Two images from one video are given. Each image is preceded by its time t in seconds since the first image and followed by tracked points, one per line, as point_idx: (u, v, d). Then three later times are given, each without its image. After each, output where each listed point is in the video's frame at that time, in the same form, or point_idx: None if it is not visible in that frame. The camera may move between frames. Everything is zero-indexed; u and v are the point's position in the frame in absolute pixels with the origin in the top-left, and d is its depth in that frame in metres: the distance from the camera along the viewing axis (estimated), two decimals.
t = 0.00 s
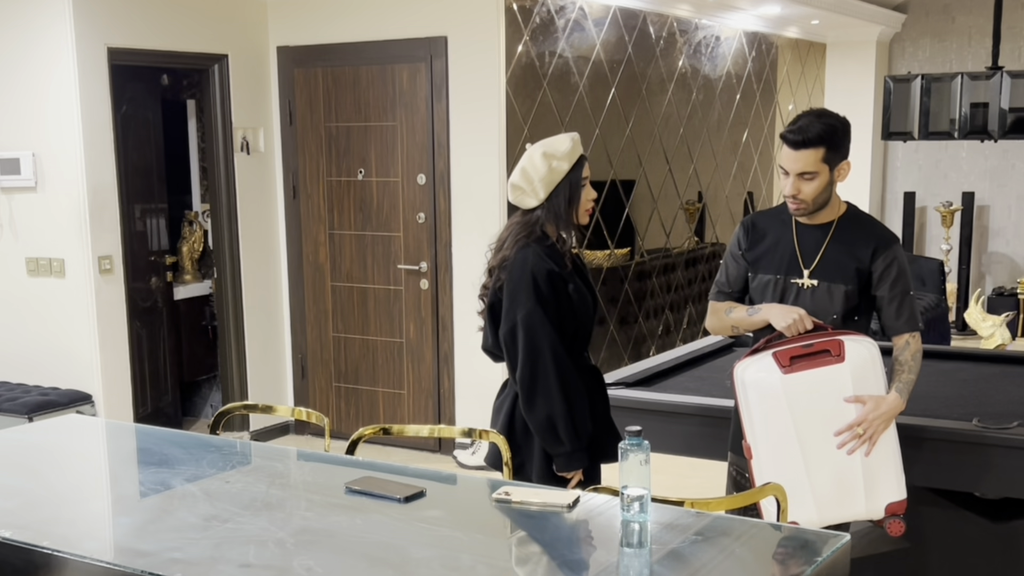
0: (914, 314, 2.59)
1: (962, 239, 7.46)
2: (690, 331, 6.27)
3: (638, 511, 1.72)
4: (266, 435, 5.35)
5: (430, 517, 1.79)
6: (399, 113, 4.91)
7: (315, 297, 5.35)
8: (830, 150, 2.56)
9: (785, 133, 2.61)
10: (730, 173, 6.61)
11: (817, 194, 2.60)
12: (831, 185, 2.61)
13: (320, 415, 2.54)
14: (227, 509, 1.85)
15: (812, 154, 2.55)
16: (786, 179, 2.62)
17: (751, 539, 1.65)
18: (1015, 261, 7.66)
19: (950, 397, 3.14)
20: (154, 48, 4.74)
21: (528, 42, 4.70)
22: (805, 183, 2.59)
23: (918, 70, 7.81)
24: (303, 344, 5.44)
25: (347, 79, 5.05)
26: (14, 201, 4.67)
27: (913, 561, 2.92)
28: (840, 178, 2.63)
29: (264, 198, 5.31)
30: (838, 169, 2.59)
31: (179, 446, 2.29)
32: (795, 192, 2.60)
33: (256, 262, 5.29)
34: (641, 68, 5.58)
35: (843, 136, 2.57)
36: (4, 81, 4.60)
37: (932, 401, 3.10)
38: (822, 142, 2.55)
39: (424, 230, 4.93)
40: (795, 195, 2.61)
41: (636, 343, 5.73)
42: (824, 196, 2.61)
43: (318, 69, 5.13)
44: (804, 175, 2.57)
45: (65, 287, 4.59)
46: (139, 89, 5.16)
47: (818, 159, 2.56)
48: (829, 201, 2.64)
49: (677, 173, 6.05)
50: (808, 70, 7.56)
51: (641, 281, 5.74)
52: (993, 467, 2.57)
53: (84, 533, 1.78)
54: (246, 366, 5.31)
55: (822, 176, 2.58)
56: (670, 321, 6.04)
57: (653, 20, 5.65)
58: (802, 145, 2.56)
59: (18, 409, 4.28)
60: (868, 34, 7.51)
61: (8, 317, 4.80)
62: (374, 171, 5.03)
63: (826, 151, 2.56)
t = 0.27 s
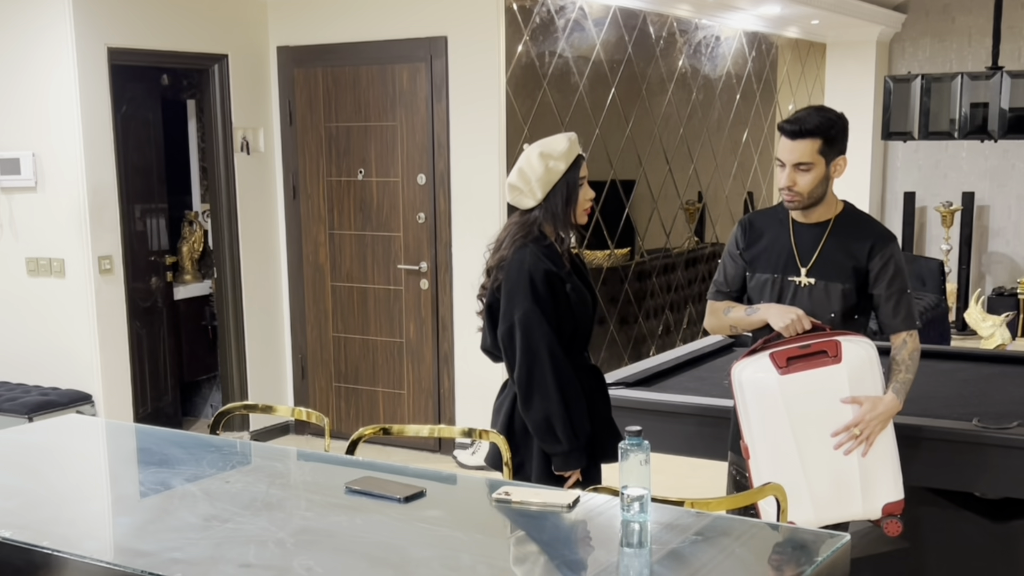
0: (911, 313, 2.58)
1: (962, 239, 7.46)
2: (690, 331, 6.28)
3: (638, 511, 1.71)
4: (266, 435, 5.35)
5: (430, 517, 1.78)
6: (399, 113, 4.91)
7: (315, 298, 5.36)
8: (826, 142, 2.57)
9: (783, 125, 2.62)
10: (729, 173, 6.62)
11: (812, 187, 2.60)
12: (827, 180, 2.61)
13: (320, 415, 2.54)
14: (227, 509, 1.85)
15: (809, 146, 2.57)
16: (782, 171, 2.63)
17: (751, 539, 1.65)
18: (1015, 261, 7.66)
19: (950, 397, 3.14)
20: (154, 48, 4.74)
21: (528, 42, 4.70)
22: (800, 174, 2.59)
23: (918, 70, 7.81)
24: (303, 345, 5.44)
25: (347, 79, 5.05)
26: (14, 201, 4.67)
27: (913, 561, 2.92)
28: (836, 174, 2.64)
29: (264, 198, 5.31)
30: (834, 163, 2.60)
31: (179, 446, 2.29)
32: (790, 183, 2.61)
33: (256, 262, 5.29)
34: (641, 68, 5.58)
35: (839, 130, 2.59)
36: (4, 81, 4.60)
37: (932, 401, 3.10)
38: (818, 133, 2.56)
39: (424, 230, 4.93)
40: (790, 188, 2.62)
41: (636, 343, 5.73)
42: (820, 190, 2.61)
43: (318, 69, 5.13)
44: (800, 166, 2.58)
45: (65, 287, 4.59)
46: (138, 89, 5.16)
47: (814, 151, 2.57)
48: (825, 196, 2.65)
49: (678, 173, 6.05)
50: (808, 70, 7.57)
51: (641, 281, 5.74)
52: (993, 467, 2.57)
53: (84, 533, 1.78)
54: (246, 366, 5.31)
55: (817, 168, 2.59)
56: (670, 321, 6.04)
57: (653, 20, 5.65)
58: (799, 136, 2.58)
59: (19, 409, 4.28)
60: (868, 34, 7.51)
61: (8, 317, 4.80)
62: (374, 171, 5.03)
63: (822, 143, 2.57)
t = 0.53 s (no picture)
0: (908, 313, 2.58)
1: (962, 239, 7.46)
2: (690, 331, 6.28)
3: (638, 511, 1.71)
4: (266, 435, 5.35)
5: (430, 517, 1.79)
6: (399, 113, 4.91)
7: (315, 298, 5.36)
8: (825, 138, 2.58)
9: (781, 121, 2.64)
10: (730, 173, 6.62)
11: (810, 184, 2.61)
12: (825, 176, 2.62)
13: (321, 415, 2.54)
14: (227, 509, 1.85)
15: (807, 141, 2.58)
16: (781, 167, 2.64)
17: (751, 539, 1.65)
18: (1015, 261, 7.66)
19: (950, 397, 3.14)
20: (154, 48, 4.74)
21: (528, 42, 4.70)
22: (799, 171, 2.60)
23: (918, 70, 7.81)
24: (303, 344, 5.44)
25: (347, 79, 5.05)
26: (14, 201, 4.67)
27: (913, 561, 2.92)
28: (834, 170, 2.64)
29: (263, 197, 5.31)
30: (832, 159, 2.61)
31: (179, 446, 2.29)
32: (789, 179, 2.62)
33: (256, 262, 5.29)
34: (641, 68, 5.58)
35: (837, 126, 2.59)
36: (4, 81, 4.60)
37: (932, 401, 3.10)
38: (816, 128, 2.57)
39: (424, 230, 4.93)
40: (789, 184, 2.63)
41: (636, 342, 5.73)
42: (818, 186, 2.62)
43: (318, 69, 5.13)
44: (798, 162, 2.59)
45: (65, 287, 4.59)
46: (138, 89, 5.16)
47: (813, 147, 2.58)
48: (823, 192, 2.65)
49: (678, 173, 6.05)
50: (808, 70, 7.57)
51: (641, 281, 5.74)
52: (993, 467, 2.57)
53: (84, 533, 1.78)
54: (246, 367, 5.31)
55: (816, 165, 2.59)
56: (670, 321, 6.04)
57: (653, 20, 5.65)
58: (796, 131, 2.59)
59: (19, 409, 4.28)
60: (867, 34, 7.51)
61: (8, 317, 4.80)
62: (374, 171, 5.03)
63: (820, 139, 2.58)
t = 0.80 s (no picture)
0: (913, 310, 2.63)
1: (962, 239, 7.46)
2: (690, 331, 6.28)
3: (638, 511, 1.71)
4: (266, 436, 5.35)
5: (430, 517, 1.79)
6: (400, 113, 4.91)
7: (315, 298, 5.36)
8: (821, 139, 2.60)
9: (772, 129, 2.64)
10: (730, 173, 6.62)
11: (811, 185, 2.64)
12: (826, 175, 2.65)
13: (321, 415, 2.54)
14: (226, 509, 1.85)
15: (803, 145, 2.59)
16: (780, 174, 2.66)
17: (751, 539, 1.65)
18: (1015, 261, 7.66)
19: (950, 397, 3.14)
20: (154, 48, 4.74)
21: (528, 42, 4.71)
22: (800, 174, 2.62)
23: (918, 70, 7.81)
24: (303, 344, 5.44)
25: (347, 79, 5.05)
26: (14, 201, 4.67)
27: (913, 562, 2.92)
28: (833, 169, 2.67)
29: (263, 197, 5.31)
30: (830, 157, 2.64)
31: (179, 446, 2.29)
32: (791, 184, 2.64)
33: (256, 262, 5.29)
34: (641, 68, 5.58)
35: (831, 125, 2.62)
36: (4, 81, 4.60)
37: (932, 401, 3.10)
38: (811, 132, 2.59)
39: (424, 230, 4.93)
40: (790, 187, 2.65)
41: (636, 342, 5.73)
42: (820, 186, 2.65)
43: (318, 69, 5.13)
44: (798, 167, 2.61)
45: (65, 287, 4.59)
46: (138, 89, 5.16)
47: (811, 148, 2.60)
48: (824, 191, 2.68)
49: (678, 172, 6.06)
50: (808, 70, 7.57)
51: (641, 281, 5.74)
52: (993, 467, 2.57)
53: (85, 533, 1.78)
54: (246, 367, 5.31)
55: (815, 166, 2.62)
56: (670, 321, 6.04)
57: (653, 20, 5.65)
58: (791, 137, 2.60)
59: (19, 409, 4.28)
60: (867, 34, 7.51)
61: (8, 318, 4.80)
62: (374, 171, 5.03)
63: (816, 140, 2.60)
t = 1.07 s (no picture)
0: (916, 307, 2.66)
1: (962, 239, 7.46)
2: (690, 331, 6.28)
3: (638, 511, 1.71)
4: (266, 436, 5.35)
5: (430, 517, 1.78)
6: (400, 113, 4.91)
7: (315, 298, 5.36)
8: (819, 137, 2.63)
9: (770, 128, 2.68)
10: (730, 173, 6.62)
11: (812, 183, 2.66)
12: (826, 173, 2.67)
13: (320, 415, 2.54)
14: (226, 509, 1.85)
15: (802, 142, 2.62)
16: (781, 174, 2.69)
17: (751, 539, 1.65)
18: (1015, 261, 7.66)
19: (951, 397, 3.14)
20: (153, 48, 4.74)
21: (528, 42, 4.71)
22: (800, 173, 2.65)
23: (918, 70, 7.81)
24: (303, 344, 5.44)
25: (347, 79, 5.05)
26: (14, 201, 4.67)
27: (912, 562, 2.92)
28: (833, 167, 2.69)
29: (263, 197, 5.31)
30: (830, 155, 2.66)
31: (179, 446, 2.29)
32: (791, 183, 2.67)
33: (256, 262, 5.29)
34: (641, 68, 5.58)
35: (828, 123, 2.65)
36: (4, 82, 4.60)
37: (932, 401, 3.10)
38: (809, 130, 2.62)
39: (424, 230, 4.93)
40: (790, 186, 2.67)
41: (636, 342, 5.73)
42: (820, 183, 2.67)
43: (318, 69, 5.13)
44: (797, 165, 2.63)
45: (65, 287, 4.59)
46: (138, 89, 5.16)
47: (809, 147, 2.63)
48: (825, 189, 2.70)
49: (678, 172, 6.06)
50: (808, 70, 7.57)
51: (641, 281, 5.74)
52: (992, 467, 2.57)
53: (84, 533, 1.78)
54: (246, 367, 5.31)
55: (815, 164, 2.64)
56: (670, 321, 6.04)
57: (653, 20, 5.65)
58: (789, 134, 2.64)
59: (19, 409, 4.28)
60: (867, 34, 7.51)
61: (8, 318, 4.80)
62: (374, 171, 5.03)
63: (814, 138, 2.63)
